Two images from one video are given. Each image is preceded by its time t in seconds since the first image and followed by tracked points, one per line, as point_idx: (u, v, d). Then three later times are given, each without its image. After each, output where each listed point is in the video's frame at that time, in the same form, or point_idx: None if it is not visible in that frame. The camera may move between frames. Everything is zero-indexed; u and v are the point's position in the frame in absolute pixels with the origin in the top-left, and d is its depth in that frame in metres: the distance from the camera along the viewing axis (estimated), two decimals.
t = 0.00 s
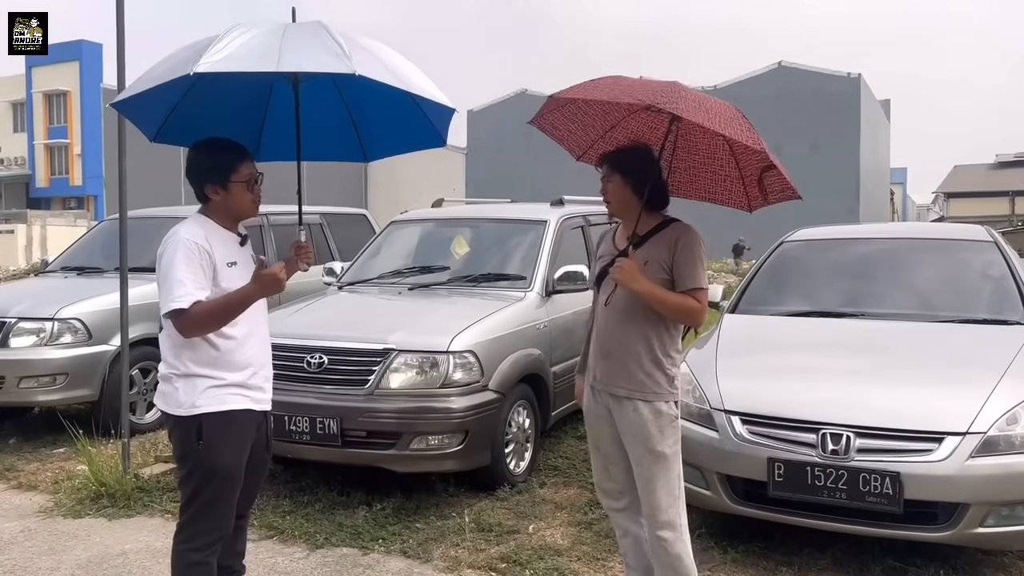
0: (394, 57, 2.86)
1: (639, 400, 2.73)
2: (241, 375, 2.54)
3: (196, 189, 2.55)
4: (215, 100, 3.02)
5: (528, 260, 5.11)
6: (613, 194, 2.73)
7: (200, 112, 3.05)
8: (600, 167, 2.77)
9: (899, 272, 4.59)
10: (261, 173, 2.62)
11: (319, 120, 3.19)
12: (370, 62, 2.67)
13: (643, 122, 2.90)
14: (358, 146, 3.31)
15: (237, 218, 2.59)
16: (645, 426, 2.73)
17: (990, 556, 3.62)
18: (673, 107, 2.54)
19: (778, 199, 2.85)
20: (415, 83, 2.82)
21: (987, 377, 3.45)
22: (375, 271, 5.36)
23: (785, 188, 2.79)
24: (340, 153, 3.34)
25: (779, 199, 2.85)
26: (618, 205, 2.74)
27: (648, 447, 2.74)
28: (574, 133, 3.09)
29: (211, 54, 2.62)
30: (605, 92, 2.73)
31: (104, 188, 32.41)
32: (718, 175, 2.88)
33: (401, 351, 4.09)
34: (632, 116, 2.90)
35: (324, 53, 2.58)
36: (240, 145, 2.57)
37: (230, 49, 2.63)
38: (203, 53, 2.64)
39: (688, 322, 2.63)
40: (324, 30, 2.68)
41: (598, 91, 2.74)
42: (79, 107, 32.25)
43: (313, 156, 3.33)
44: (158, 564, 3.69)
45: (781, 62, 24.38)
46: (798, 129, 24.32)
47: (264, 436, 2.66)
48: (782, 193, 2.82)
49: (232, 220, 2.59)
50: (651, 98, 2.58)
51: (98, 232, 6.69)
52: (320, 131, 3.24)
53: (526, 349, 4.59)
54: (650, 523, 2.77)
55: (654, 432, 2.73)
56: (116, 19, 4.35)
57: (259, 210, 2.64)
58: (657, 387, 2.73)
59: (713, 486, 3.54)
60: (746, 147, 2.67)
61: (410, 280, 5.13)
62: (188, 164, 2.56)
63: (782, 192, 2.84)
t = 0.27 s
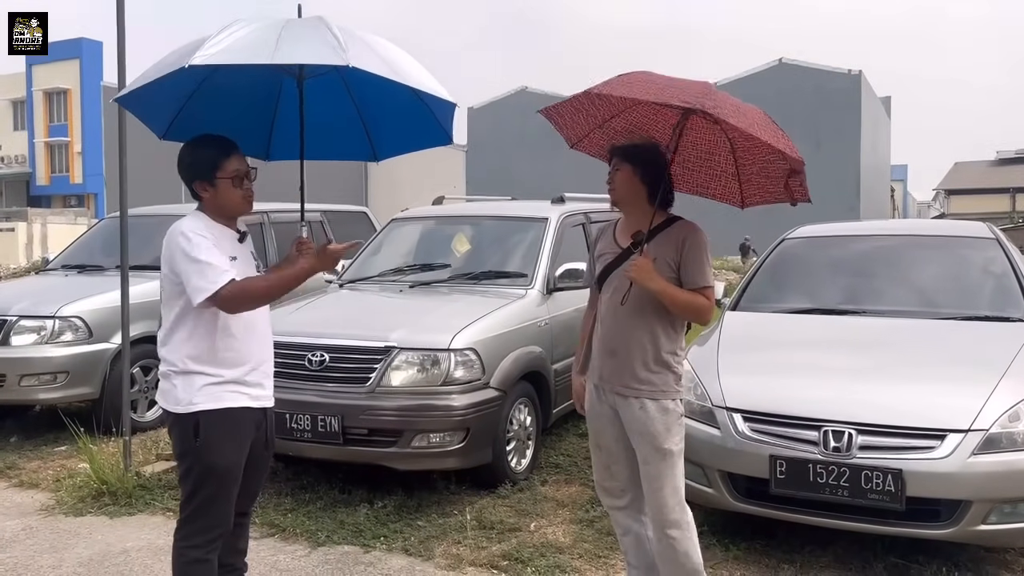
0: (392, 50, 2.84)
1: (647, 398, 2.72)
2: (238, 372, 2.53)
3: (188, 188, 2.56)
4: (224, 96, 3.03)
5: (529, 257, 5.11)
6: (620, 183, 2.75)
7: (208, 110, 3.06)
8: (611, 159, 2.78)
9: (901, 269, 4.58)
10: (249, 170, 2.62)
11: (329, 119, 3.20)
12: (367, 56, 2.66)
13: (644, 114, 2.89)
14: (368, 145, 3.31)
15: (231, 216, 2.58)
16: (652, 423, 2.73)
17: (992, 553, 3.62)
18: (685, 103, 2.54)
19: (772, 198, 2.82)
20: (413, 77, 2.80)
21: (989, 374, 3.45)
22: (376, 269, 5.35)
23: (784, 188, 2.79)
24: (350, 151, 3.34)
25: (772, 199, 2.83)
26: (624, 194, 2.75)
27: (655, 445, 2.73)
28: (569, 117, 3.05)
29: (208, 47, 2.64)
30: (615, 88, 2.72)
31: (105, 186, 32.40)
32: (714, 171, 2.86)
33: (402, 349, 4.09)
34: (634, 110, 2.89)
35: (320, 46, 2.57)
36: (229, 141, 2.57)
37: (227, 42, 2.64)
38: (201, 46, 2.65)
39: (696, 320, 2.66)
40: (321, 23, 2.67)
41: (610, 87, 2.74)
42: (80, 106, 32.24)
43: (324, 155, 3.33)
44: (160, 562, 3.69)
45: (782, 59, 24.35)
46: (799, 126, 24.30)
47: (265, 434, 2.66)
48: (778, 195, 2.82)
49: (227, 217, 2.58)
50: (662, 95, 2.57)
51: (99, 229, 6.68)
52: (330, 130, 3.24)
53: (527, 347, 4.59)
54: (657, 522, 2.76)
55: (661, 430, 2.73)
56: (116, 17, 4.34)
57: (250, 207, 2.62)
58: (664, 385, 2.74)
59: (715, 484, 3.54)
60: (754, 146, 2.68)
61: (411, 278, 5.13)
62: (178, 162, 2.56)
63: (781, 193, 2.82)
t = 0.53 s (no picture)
0: (391, 50, 2.83)
1: (657, 397, 2.72)
2: (242, 370, 2.53)
3: (192, 186, 2.56)
4: (229, 96, 3.04)
5: (529, 255, 5.11)
6: (631, 180, 2.74)
7: (213, 110, 3.07)
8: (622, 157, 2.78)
9: (900, 267, 4.58)
10: (254, 168, 2.62)
11: (334, 120, 3.19)
12: (364, 55, 2.65)
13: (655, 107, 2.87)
14: (374, 144, 3.30)
15: (234, 213, 2.59)
16: (664, 423, 2.72)
17: (992, 550, 3.62)
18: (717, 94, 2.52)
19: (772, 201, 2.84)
20: (412, 78, 2.80)
21: (989, 371, 3.45)
22: (376, 267, 5.36)
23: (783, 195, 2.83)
24: (357, 151, 3.33)
25: (773, 202, 2.84)
26: (636, 190, 2.74)
27: (667, 444, 2.73)
28: (576, 107, 2.98)
29: (206, 46, 2.64)
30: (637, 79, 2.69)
31: (104, 185, 32.40)
32: (715, 168, 2.89)
33: (402, 348, 4.09)
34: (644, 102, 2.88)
35: (316, 46, 2.57)
36: (234, 141, 2.57)
37: (225, 41, 2.65)
38: (199, 46, 2.67)
39: (707, 319, 2.65)
40: (319, 24, 2.66)
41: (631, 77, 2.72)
42: (79, 105, 32.23)
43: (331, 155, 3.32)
44: (160, 561, 3.70)
45: (782, 57, 24.33)
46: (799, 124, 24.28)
47: (267, 433, 2.66)
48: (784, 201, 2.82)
49: (227, 215, 2.59)
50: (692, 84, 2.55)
51: (98, 229, 6.68)
52: (337, 130, 3.24)
53: (527, 345, 4.59)
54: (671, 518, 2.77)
55: (672, 430, 2.73)
56: (115, 16, 4.34)
57: (254, 206, 2.63)
58: (675, 384, 2.74)
59: (715, 482, 3.54)
60: (767, 144, 2.72)
61: (411, 277, 5.13)
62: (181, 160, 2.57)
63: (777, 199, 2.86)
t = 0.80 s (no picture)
0: (392, 54, 2.84)
1: (678, 396, 2.73)
2: (242, 370, 2.54)
3: (196, 186, 2.56)
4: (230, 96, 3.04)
5: (527, 254, 5.12)
6: (647, 176, 2.74)
7: (213, 110, 3.07)
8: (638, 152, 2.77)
9: (897, 265, 4.59)
10: (258, 169, 2.63)
11: (335, 120, 3.19)
12: (366, 59, 2.66)
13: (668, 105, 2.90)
14: (373, 146, 3.30)
15: (237, 214, 2.60)
16: (685, 421, 2.74)
17: (990, 547, 3.64)
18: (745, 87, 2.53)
19: (786, 199, 2.86)
20: (413, 81, 2.81)
21: (986, 369, 3.46)
22: (374, 267, 5.36)
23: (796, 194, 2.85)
24: (356, 153, 3.33)
25: (788, 200, 2.86)
26: (652, 186, 2.75)
27: (686, 443, 2.75)
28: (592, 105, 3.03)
29: (209, 49, 2.65)
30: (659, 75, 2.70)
31: (103, 186, 32.39)
32: (728, 167, 2.91)
33: (401, 347, 4.10)
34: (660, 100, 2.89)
35: (319, 49, 2.58)
36: (237, 142, 2.57)
37: (229, 44, 2.66)
38: (202, 48, 2.67)
39: (728, 318, 2.62)
40: (323, 27, 2.66)
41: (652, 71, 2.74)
42: (77, 105, 32.21)
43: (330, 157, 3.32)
44: (160, 561, 3.70)
45: (779, 55, 24.35)
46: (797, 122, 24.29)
47: (266, 433, 2.67)
48: (800, 198, 2.84)
49: (229, 215, 2.60)
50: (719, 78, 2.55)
51: (97, 229, 6.69)
52: (336, 131, 3.24)
53: (526, 345, 4.59)
54: (687, 514, 2.79)
55: (693, 429, 2.75)
56: (113, 17, 4.35)
57: (258, 206, 2.64)
58: (697, 383, 2.75)
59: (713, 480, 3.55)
60: (788, 139, 2.73)
61: (410, 276, 5.14)
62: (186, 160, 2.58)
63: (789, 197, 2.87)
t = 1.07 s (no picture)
0: (395, 55, 2.86)
1: (702, 398, 2.76)
2: (239, 372, 2.53)
3: (197, 187, 2.57)
4: (231, 98, 3.05)
5: (525, 253, 5.13)
6: (668, 177, 2.74)
7: (215, 110, 3.08)
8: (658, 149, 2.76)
9: (894, 263, 4.61)
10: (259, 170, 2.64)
11: (335, 121, 3.20)
12: (371, 62, 2.67)
13: (683, 107, 2.92)
14: (374, 147, 3.32)
15: (237, 215, 2.61)
16: (706, 422, 2.77)
17: (986, 544, 3.65)
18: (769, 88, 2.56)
19: (803, 197, 2.91)
20: (416, 83, 2.83)
21: (981, 367, 3.47)
22: (372, 267, 5.37)
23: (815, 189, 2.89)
24: (357, 153, 3.35)
25: (806, 197, 2.91)
26: (673, 187, 2.74)
27: (708, 443, 2.78)
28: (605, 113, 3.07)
29: (214, 49, 2.65)
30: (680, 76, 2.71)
31: (100, 186, 32.36)
32: (744, 166, 2.94)
33: (398, 347, 4.10)
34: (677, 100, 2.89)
35: (324, 51, 2.58)
36: (239, 143, 2.58)
37: (233, 44, 2.66)
38: (207, 49, 2.67)
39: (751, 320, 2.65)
40: (328, 29, 2.67)
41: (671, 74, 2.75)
42: (74, 105, 32.16)
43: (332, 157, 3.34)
44: (158, 561, 3.71)
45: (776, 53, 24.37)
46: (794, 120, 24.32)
47: (264, 434, 2.67)
48: (817, 195, 2.90)
49: (230, 216, 2.60)
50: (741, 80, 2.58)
51: (94, 230, 6.69)
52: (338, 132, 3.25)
53: (524, 344, 4.60)
54: (700, 511, 2.82)
55: (715, 429, 2.78)
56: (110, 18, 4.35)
57: (257, 206, 2.65)
58: (719, 384, 2.77)
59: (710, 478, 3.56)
60: (806, 138, 2.78)
61: (407, 276, 5.14)
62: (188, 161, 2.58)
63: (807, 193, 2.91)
